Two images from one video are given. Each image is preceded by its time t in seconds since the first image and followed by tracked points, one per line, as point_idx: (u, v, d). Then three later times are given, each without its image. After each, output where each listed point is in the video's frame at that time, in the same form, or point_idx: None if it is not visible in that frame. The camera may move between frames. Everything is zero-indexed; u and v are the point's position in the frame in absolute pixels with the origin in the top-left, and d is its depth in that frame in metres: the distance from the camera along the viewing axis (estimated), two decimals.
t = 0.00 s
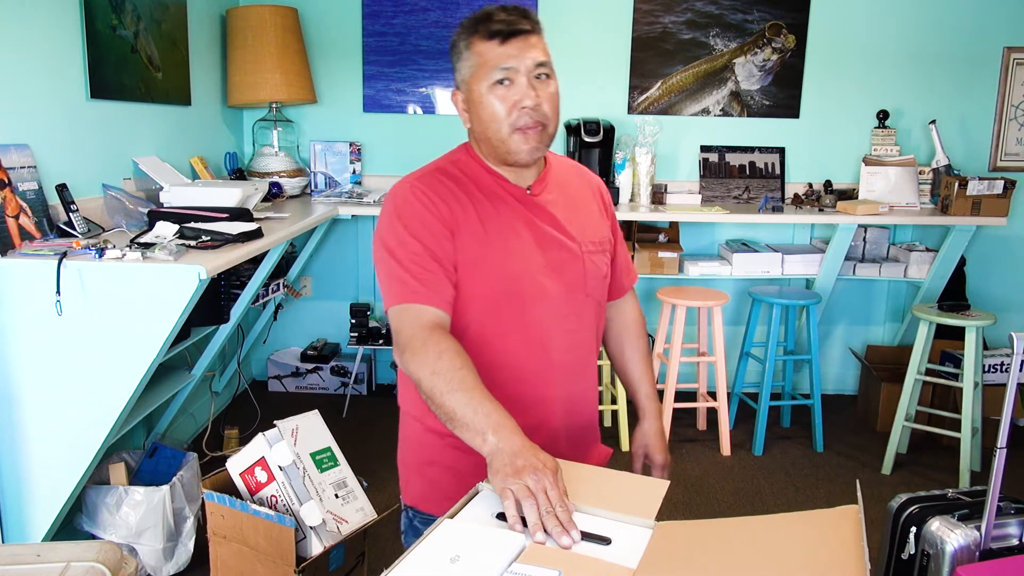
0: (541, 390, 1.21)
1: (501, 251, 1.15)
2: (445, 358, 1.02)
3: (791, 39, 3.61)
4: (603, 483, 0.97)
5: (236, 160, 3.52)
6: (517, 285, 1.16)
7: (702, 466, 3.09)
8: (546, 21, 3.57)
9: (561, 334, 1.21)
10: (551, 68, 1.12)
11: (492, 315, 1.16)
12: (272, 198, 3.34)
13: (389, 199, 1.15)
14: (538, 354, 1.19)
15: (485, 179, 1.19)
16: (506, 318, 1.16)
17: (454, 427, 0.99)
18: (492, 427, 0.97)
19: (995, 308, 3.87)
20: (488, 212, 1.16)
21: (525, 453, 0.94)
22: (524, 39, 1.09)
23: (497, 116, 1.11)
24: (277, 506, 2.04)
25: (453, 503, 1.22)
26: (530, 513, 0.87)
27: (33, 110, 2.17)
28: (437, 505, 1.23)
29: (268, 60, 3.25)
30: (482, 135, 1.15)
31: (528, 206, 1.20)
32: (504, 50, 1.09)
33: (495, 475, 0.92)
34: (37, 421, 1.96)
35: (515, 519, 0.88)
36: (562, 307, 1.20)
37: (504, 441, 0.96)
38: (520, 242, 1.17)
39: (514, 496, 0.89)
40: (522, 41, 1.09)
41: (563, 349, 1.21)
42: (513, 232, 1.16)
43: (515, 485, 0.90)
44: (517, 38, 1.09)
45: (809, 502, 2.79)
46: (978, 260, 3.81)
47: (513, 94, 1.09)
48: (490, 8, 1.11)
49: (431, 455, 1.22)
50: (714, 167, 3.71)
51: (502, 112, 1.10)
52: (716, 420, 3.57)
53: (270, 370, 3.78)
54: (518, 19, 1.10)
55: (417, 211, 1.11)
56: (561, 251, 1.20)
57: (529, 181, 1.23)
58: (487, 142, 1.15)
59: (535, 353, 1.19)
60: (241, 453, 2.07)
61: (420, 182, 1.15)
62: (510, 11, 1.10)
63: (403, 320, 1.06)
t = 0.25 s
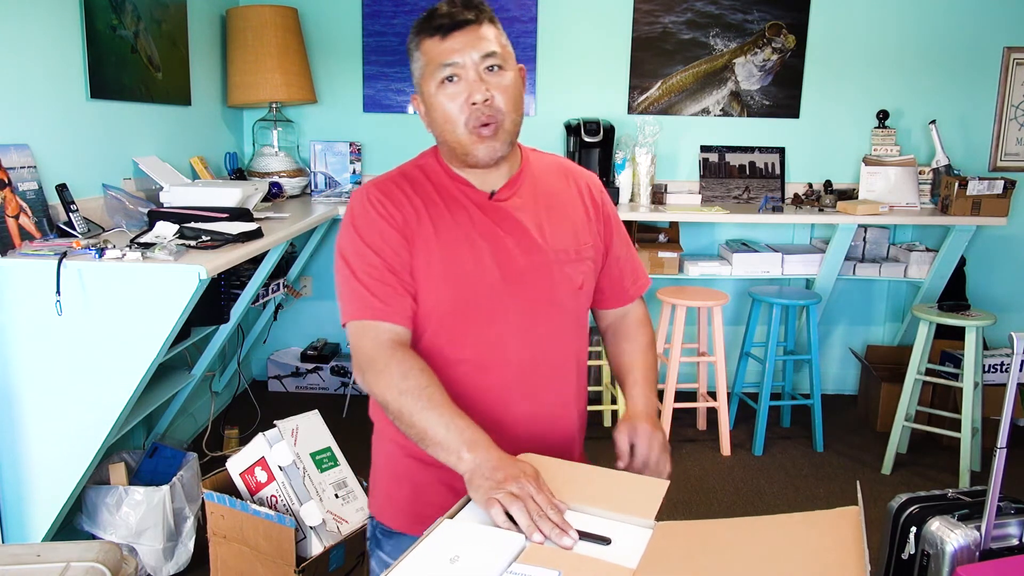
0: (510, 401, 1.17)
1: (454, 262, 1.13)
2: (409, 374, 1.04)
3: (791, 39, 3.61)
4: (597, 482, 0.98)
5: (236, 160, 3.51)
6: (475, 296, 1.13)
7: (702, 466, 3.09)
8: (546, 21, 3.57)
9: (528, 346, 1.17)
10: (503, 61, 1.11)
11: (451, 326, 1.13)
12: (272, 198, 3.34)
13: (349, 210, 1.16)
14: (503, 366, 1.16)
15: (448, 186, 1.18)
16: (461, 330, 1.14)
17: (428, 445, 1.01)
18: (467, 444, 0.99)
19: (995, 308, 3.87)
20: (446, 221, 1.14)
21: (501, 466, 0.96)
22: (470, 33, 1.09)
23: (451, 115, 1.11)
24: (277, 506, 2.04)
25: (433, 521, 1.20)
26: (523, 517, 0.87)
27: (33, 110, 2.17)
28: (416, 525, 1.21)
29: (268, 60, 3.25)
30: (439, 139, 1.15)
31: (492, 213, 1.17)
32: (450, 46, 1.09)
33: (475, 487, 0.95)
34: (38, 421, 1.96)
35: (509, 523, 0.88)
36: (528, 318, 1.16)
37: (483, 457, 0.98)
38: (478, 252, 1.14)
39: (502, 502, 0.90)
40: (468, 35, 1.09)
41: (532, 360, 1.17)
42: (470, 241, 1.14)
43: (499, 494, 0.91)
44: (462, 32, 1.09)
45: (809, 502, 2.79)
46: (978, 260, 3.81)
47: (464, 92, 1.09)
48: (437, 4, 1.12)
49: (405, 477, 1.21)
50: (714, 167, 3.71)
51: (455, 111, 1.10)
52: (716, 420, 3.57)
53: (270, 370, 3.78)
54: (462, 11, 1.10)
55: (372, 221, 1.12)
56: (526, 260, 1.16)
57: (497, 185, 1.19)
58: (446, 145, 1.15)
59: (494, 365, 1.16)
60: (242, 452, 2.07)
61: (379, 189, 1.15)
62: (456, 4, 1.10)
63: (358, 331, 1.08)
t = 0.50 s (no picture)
0: (487, 415, 1.17)
1: (430, 277, 1.13)
2: (387, 388, 1.07)
3: (791, 39, 3.61)
4: (593, 480, 0.98)
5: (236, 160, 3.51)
6: (449, 311, 1.13)
7: (702, 466, 3.09)
8: (546, 21, 3.57)
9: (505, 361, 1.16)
10: (486, 62, 1.07)
11: (426, 340, 1.14)
12: (272, 198, 3.34)
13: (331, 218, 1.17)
14: (479, 380, 1.16)
15: (431, 194, 1.17)
16: (437, 345, 1.14)
17: (418, 457, 1.03)
18: (456, 454, 1.01)
19: (995, 307, 3.87)
20: (424, 233, 1.14)
21: (490, 472, 0.96)
22: (450, 33, 1.05)
23: (429, 120, 1.08)
24: (277, 506, 2.04)
25: (424, 529, 1.19)
26: (519, 518, 0.88)
27: (33, 110, 2.17)
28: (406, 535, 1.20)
29: (268, 60, 3.25)
30: (420, 143, 1.12)
31: (473, 225, 1.16)
32: (429, 47, 1.06)
33: (467, 491, 0.95)
34: (38, 421, 1.96)
35: (505, 524, 0.88)
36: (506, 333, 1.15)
37: (472, 464, 0.99)
38: (454, 266, 1.13)
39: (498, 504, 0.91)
40: (449, 35, 1.05)
41: (509, 375, 1.17)
42: (447, 255, 1.13)
43: (492, 498, 0.92)
44: (442, 33, 1.05)
45: (809, 502, 2.79)
46: (978, 260, 3.81)
47: (443, 96, 1.06)
48: None
49: (392, 487, 1.21)
50: (714, 167, 3.71)
51: (433, 116, 1.07)
52: (716, 420, 3.57)
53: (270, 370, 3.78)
54: (443, 9, 1.05)
55: (349, 231, 1.13)
56: (504, 275, 1.15)
57: (481, 195, 1.17)
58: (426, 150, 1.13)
59: (472, 379, 1.16)
60: (242, 452, 2.07)
61: (359, 195, 1.15)
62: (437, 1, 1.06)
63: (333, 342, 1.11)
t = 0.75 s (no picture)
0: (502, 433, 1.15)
1: (451, 292, 1.13)
2: (397, 396, 1.09)
3: (791, 39, 3.61)
4: (594, 481, 0.98)
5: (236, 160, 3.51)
6: (470, 326, 1.12)
7: (702, 466, 3.09)
8: (546, 21, 3.57)
9: (524, 383, 1.13)
10: (527, 74, 1.05)
11: (444, 355, 1.14)
12: (272, 198, 3.34)
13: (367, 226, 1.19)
14: (496, 399, 1.14)
15: (464, 207, 1.16)
16: (457, 360, 1.14)
17: (420, 458, 1.05)
18: (455, 455, 1.02)
19: (995, 308, 3.87)
20: (450, 248, 1.14)
21: (490, 472, 0.98)
22: (492, 43, 1.03)
23: (464, 132, 1.06)
24: (277, 506, 2.04)
25: (430, 524, 1.19)
26: (519, 519, 0.88)
27: (33, 110, 2.17)
28: (413, 530, 1.21)
29: (268, 60, 3.25)
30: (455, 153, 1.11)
31: (503, 242, 1.14)
32: (469, 56, 1.03)
33: (467, 492, 0.95)
34: (38, 421, 1.96)
35: (505, 524, 0.88)
36: (527, 355, 1.13)
37: (471, 465, 1.00)
38: (477, 284, 1.12)
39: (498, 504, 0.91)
40: (490, 45, 1.03)
41: (529, 397, 1.14)
42: (471, 272, 1.13)
43: (492, 498, 0.92)
44: (484, 42, 1.03)
45: (809, 501, 2.79)
46: (978, 260, 3.81)
47: (480, 109, 1.05)
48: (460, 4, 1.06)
49: (409, 485, 1.22)
50: (714, 167, 3.71)
51: (468, 128, 1.06)
52: (716, 420, 3.57)
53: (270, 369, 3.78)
54: (486, 16, 1.03)
55: (376, 239, 1.14)
56: (529, 296, 1.13)
57: (516, 212, 1.15)
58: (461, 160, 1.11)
59: (491, 397, 1.14)
60: (242, 452, 2.07)
61: (392, 202, 1.16)
62: (482, 6, 1.04)
63: (348, 347, 1.13)
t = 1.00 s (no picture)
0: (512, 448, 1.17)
1: (469, 308, 1.15)
2: (411, 397, 1.13)
3: (791, 39, 3.61)
4: (594, 480, 0.98)
5: (236, 160, 3.51)
6: (485, 342, 1.14)
7: (701, 466, 3.09)
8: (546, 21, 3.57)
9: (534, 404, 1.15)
10: (570, 105, 1.04)
11: (461, 369, 1.17)
12: (272, 198, 3.34)
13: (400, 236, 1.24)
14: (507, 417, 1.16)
15: (489, 224, 1.17)
16: (472, 374, 1.16)
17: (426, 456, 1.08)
18: (458, 454, 1.05)
19: (995, 308, 3.87)
20: (471, 267, 1.15)
21: (490, 472, 1.00)
22: (538, 69, 1.02)
23: (497, 155, 1.06)
24: (277, 506, 2.04)
25: (445, 511, 1.24)
26: (520, 520, 0.88)
27: (32, 110, 2.17)
28: (432, 514, 1.26)
29: (268, 60, 3.25)
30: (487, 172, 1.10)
31: (524, 265, 1.15)
32: (511, 81, 1.02)
33: (468, 492, 0.96)
34: (37, 421, 1.96)
35: (506, 524, 0.89)
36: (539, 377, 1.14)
37: (472, 464, 1.03)
38: (494, 306, 1.14)
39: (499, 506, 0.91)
40: (535, 72, 1.02)
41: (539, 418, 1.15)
42: (490, 293, 1.14)
43: (493, 499, 0.93)
44: (530, 67, 1.02)
45: (808, 502, 2.79)
46: (978, 260, 3.81)
47: (516, 135, 1.04)
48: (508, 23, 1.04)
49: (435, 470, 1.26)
50: (714, 167, 3.70)
51: (501, 153, 1.05)
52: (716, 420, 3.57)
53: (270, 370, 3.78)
54: (533, 41, 1.02)
55: (404, 251, 1.18)
56: (544, 321, 1.14)
57: (541, 235, 1.14)
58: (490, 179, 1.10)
59: (505, 411, 1.16)
60: (242, 452, 2.07)
61: (423, 215, 1.20)
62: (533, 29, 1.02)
63: (371, 351, 1.18)
